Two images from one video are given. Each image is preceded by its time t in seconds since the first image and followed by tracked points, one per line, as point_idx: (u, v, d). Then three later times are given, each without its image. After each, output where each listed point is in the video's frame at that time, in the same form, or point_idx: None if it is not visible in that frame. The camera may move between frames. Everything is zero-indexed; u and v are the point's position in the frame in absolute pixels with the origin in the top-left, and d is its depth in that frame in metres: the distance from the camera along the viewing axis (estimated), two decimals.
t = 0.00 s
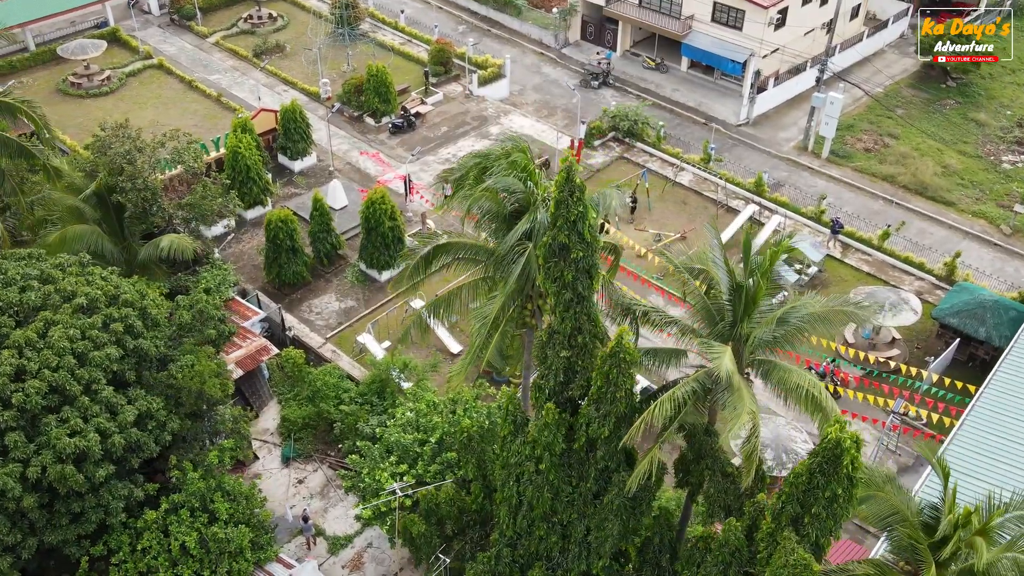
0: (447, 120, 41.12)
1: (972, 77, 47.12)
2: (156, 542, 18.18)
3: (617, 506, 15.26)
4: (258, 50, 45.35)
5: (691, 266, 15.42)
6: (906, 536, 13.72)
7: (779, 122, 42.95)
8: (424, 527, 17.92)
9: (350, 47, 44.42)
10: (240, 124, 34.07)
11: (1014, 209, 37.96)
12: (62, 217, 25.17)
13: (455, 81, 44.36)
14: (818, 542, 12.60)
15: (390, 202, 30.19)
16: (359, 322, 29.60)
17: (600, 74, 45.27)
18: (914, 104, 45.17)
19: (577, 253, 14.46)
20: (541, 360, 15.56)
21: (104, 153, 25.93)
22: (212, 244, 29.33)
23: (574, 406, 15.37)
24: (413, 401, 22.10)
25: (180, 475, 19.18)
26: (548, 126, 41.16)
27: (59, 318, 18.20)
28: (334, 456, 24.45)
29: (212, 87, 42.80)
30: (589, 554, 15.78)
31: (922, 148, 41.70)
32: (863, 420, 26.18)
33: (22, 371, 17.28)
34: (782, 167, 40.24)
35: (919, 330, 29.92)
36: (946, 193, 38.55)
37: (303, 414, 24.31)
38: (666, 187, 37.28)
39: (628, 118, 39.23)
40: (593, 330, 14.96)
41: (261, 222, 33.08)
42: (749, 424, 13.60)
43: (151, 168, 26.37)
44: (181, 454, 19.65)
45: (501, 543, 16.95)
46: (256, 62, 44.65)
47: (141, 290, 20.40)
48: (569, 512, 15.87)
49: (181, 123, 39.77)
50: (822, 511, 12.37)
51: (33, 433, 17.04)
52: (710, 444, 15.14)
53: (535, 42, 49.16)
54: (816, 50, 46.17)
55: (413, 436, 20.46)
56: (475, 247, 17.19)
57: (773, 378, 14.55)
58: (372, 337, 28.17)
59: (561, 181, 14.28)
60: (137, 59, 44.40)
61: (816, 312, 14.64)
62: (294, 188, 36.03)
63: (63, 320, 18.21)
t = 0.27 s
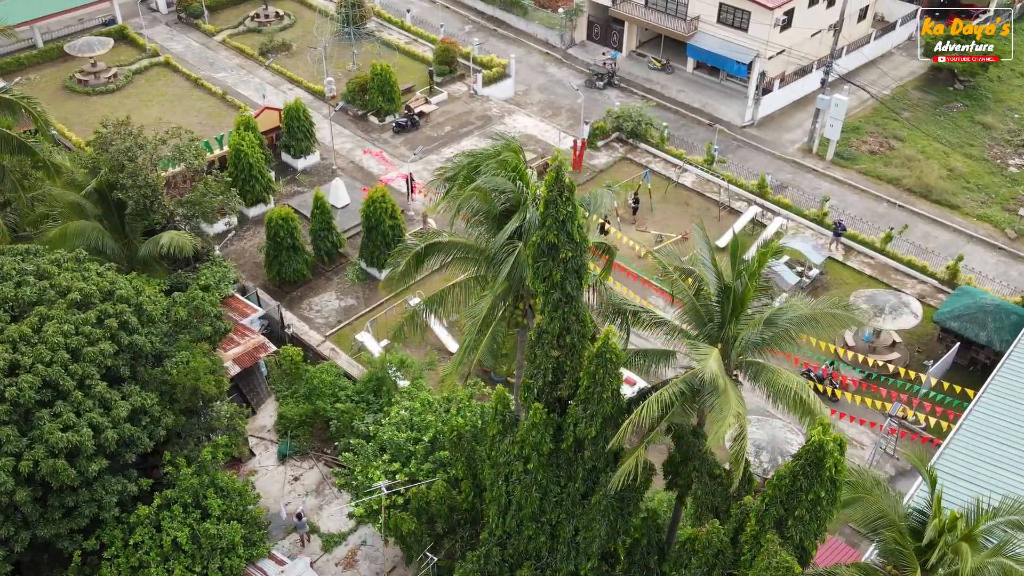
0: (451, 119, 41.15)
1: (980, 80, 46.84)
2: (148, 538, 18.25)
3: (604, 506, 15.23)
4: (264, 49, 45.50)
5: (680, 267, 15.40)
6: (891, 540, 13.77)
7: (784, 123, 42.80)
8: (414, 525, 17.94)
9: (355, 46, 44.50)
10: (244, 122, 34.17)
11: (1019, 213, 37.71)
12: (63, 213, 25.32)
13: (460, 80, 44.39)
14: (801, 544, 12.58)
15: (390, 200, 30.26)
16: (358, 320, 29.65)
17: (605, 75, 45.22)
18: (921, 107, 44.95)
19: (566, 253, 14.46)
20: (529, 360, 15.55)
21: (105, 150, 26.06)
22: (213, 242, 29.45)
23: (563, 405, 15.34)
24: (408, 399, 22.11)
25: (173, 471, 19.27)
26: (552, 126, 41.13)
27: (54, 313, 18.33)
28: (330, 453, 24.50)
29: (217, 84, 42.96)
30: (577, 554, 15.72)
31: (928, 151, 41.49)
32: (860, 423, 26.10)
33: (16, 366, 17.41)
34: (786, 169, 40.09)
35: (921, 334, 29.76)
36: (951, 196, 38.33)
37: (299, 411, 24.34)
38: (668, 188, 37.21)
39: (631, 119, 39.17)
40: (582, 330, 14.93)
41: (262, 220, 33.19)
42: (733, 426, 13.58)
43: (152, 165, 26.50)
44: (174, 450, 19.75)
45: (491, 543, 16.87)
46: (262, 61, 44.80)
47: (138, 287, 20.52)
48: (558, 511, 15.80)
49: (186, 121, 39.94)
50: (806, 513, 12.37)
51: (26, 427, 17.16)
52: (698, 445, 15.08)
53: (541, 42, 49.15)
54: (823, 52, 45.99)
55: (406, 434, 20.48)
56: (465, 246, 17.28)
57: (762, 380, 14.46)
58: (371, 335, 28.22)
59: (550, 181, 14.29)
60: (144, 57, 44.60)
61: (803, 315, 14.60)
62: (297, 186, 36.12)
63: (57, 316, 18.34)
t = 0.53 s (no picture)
0: (454, 119, 41.18)
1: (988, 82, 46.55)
2: (141, 533, 18.33)
3: (592, 507, 15.21)
4: (270, 47, 45.64)
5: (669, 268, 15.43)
6: (877, 543, 13.72)
7: (789, 125, 42.65)
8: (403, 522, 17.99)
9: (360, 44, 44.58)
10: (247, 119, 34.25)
11: None
12: (64, 209, 25.46)
13: (464, 80, 44.42)
14: (784, 546, 12.54)
15: (391, 199, 30.31)
16: (358, 318, 29.72)
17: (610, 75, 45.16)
18: (927, 109, 44.73)
19: (554, 252, 14.46)
20: (518, 359, 15.52)
21: (107, 146, 26.20)
22: (214, 239, 29.57)
23: (552, 405, 15.33)
24: (403, 397, 22.12)
25: (167, 466, 19.38)
26: (556, 126, 41.10)
27: (50, 308, 18.46)
28: (326, 451, 24.57)
29: (223, 82, 43.12)
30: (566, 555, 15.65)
31: (933, 153, 41.28)
32: (858, 426, 26.04)
33: (10, 360, 17.54)
34: (790, 171, 39.96)
35: (921, 337, 29.62)
36: (956, 200, 38.13)
37: (296, 409, 24.37)
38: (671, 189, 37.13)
39: (635, 119, 39.12)
40: (571, 330, 14.90)
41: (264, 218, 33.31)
42: (718, 428, 13.57)
43: (153, 162, 26.60)
44: (169, 447, 19.86)
45: (481, 541, 16.78)
46: (268, 59, 44.93)
47: (134, 283, 20.64)
48: (547, 511, 15.74)
49: (191, 118, 40.10)
50: (789, 515, 12.33)
51: (20, 421, 17.26)
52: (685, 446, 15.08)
53: (547, 42, 49.12)
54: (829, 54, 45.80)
55: (400, 432, 20.54)
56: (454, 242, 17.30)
57: (750, 382, 14.42)
58: (369, 333, 28.25)
59: (539, 180, 14.28)
60: (151, 54, 44.79)
61: (790, 317, 14.60)
62: (300, 184, 36.22)
63: (52, 310, 18.47)
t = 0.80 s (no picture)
0: (458, 118, 41.24)
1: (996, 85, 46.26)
2: (133, 528, 18.41)
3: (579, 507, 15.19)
4: (276, 46, 45.82)
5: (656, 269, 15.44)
6: (862, 547, 13.66)
7: (794, 127, 42.52)
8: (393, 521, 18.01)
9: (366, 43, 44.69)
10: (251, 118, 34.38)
11: None
12: (66, 206, 25.64)
13: (469, 80, 44.49)
14: (768, 549, 12.48)
15: (391, 198, 30.37)
16: (358, 317, 29.80)
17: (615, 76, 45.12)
18: (934, 112, 44.51)
19: (542, 253, 14.51)
20: (507, 359, 15.54)
21: (108, 143, 26.35)
22: (215, 236, 29.70)
23: (541, 405, 15.33)
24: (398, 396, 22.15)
25: (161, 462, 19.46)
26: (560, 127, 41.10)
27: (45, 304, 18.60)
28: (322, 449, 24.63)
29: (229, 81, 43.31)
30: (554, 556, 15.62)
31: (939, 156, 41.06)
32: (855, 429, 25.98)
33: (5, 355, 17.66)
34: (794, 172, 39.84)
35: (922, 341, 29.49)
36: (961, 203, 37.91)
37: (293, 406, 24.45)
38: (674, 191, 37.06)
39: (638, 120, 39.10)
40: (559, 331, 14.90)
41: (266, 216, 33.43)
42: (703, 430, 13.56)
43: (154, 159, 26.76)
44: (163, 442, 19.97)
45: (470, 540, 16.75)
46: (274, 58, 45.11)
47: (131, 279, 20.78)
48: (535, 510, 15.73)
49: (196, 116, 40.28)
50: (772, 518, 12.29)
51: (14, 416, 17.34)
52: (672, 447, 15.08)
53: (553, 43, 49.13)
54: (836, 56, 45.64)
55: (393, 431, 20.58)
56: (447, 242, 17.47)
57: (737, 383, 14.38)
58: (368, 331, 28.29)
59: (527, 180, 14.34)
60: (157, 52, 45.02)
61: (776, 320, 14.59)
62: (303, 183, 36.34)
63: (48, 306, 18.61)
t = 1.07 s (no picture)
0: (462, 118, 41.30)
1: (1004, 89, 45.97)
2: (126, 524, 18.50)
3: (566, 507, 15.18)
4: (282, 45, 45.98)
5: (644, 271, 15.43)
6: (846, 552, 13.75)
7: (799, 129, 42.39)
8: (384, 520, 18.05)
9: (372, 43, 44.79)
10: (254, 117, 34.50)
11: None
12: (66, 203, 25.80)
13: (474, 80, 44.54)
14: (750, 551, 12.47)
15: (391, 198, 30.42)
16: (357, 316, 29.88)
17: (620, 77, 45.06)
18: (941, 115, 44.29)
19: (529, 253, 14.54)
20: (495, 359, 15.56)
21: (110, 141, 26.50)
22: (216, 234, 29.83)
23: (529, 405, 15.32)
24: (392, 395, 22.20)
25: (155, 459, 19.57)
26: (563, 127, 41.10)
27: (41, 300, 18.73)
28: (319, 447, 24.71)
29: (234, 79, 43.49)
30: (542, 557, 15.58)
31: (944, 160, 40.87)
32: (851, 432, 25.94)
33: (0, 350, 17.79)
34: (798, 175, 39.72)
35: (923, 345, 29.37)
36: (966, 207, 37.71)
37: (289, 404, 24.53)
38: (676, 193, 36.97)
39: (642, 121, 39.06)
40: (547, 331, 14.91)
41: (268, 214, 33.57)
42: (688, 430, 13.55)
43: (155, 157, 26.90)
44: (158, 439, 20.09)
45: (459, 539, 16.72)
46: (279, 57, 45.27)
47: (127, 276, 20.92)
48: (523, 510, 15.71)
49: (201, 114, 40.47)
50: (753, 520, 12.28)
51: (9, 410, 17.48)
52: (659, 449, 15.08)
53: (559, 43, 49.12)
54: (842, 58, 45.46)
55: (387, 430, 20.65)
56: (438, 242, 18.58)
57: (723, 385, 14.38)
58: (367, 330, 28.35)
59: (514, 181, 14.38)
60: (164, 51, 45.24)
61: (763, 323, 14.56)
62: (305, 182, 36.46)
63: (44, 302, 18.74)
